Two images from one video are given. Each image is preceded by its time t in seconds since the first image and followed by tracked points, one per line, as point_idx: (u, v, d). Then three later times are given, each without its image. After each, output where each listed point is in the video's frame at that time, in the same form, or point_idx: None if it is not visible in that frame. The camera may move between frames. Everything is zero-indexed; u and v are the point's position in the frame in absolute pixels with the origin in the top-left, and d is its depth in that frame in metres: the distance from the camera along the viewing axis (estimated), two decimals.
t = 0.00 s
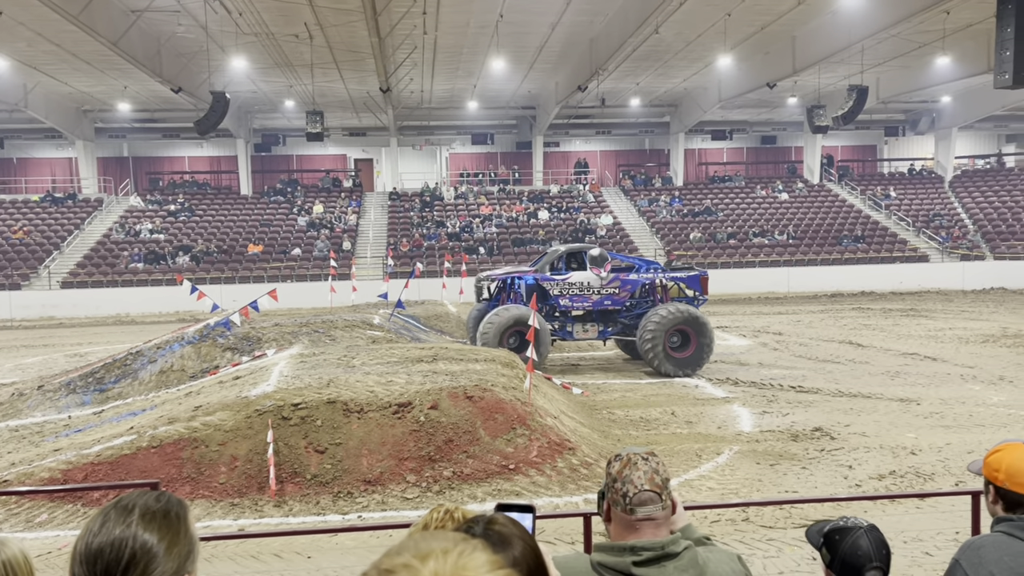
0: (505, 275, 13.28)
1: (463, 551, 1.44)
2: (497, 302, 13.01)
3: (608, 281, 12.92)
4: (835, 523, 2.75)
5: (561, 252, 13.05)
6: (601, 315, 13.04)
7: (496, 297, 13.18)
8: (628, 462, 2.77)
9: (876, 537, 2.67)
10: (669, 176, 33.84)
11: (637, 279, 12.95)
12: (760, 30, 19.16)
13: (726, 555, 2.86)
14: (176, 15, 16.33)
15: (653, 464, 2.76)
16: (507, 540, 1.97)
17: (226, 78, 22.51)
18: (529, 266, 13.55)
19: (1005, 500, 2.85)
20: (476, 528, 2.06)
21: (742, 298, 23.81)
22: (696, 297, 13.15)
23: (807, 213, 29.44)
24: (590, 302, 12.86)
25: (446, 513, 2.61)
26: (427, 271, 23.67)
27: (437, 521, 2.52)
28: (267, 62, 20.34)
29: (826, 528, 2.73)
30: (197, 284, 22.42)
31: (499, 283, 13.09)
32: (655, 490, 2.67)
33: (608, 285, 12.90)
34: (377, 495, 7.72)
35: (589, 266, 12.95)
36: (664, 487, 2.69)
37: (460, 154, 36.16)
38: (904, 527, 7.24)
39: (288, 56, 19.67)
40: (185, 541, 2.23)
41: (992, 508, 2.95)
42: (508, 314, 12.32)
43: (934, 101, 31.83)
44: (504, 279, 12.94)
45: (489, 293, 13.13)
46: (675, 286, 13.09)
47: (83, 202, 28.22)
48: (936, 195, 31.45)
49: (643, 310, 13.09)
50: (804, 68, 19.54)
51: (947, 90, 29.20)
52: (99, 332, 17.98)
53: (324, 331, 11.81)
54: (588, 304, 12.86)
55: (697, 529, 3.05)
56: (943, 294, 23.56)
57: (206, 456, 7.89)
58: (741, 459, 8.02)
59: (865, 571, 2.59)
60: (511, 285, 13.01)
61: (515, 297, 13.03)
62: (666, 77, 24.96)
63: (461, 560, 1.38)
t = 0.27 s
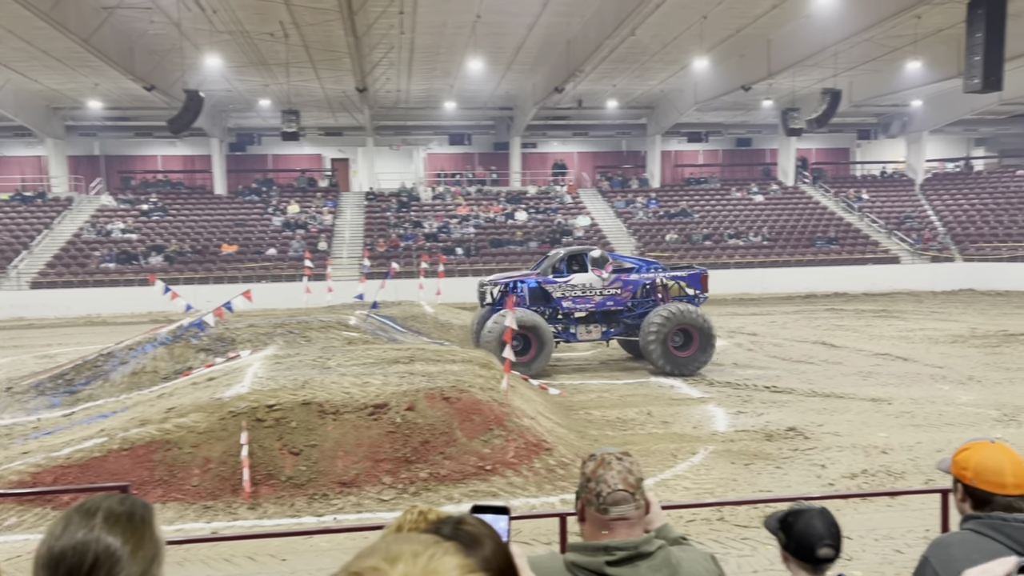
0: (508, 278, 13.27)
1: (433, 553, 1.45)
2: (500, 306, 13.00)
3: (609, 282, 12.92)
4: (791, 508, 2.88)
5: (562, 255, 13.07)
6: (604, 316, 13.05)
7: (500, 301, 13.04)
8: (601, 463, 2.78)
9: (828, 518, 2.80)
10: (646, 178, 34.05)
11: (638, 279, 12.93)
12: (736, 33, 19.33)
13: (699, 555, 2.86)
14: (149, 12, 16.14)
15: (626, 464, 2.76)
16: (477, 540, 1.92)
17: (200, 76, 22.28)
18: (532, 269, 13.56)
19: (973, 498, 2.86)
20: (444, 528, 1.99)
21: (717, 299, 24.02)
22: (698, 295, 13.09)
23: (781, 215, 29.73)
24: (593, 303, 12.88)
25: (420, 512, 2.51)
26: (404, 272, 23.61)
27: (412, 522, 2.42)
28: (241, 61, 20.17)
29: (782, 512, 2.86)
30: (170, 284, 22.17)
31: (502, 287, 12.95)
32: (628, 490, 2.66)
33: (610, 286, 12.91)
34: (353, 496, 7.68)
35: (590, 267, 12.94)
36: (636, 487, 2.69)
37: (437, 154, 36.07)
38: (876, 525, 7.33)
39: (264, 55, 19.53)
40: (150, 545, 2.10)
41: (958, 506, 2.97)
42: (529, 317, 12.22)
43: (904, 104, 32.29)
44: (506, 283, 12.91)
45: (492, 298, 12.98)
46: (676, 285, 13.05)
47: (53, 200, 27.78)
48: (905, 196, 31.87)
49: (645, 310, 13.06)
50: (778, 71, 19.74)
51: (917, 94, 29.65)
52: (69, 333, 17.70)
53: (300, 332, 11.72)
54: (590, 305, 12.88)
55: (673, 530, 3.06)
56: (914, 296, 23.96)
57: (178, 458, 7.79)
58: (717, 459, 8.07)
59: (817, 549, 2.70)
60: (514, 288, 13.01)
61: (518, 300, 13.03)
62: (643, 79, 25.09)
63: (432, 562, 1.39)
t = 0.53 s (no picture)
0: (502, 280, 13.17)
1: (389, 556, 1.40)
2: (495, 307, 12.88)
3: (604, 282, 12.95)
4: (739, 494, 2.86)
5: (556, 256, 13.03)
6: (599, 316, 13.04)
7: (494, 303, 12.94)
8: (565, 461, 2.73)
9: (775, 504, 2.79)
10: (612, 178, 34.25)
11: (632, 279, 13.00)
12: (702, 35, 19.48)
13: (662, 554, 2.85)
14: (109, 7, 15.85)
15: (590, 462, 2.72)
16: (429, 538, 1.85)
17: (162, 73, 21.96)
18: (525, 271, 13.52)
19: (930, 493, 2.91)
20: (393, 529, 1.93)
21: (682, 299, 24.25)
22: (691, 294, 13.22)
23: (746, 215, 30.03)
24: (588, 303, 12.87)
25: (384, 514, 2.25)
26: (370, 271, 23.50)
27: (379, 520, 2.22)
28: (205, 58, 19.92)
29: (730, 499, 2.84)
30: (132, 284, 21.83)
31: (497, 288, 12.85)
32: (591, 488, 2.63)
33: (605, 286, 12.93)
34: (318, 498, 7.61)
35: (585, 268, 12.97)
36: (599, 484, 2.65)
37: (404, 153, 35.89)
38: (837, 521, 7.43)
39: (227, 52, 19.30)
40: (107, 550, 1.82)
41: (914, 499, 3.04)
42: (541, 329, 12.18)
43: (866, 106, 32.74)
44: (502, 284, 12.81)
45: (488, 299, 12.83)
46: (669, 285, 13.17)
47: (10, 198, 27.19)
48: (867, 198, 32.33)
49: (639, 310, 13.12)
50: (743, 72, 19.92)
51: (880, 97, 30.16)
52: (26, 334, 17.32)
53: (264, 332, 11.59)
54: (586, 305, 12.87)
55: (640, 528, 3.04)
56: (875, 295, 24.42)
57: (139, 461, 7.65)
58: (682, 457, 8.13)
59: (766, 534, 2.68)
60: (509, 289, 12.91)
61: (513, 301, 12.93)
62: (610, 80, 25.21)
63: (386, 564, 1.35)
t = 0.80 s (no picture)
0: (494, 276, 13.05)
1: (347, 554, 1.41)
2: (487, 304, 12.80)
3: (596, 280, 12.93)
4: (707, 506, 2.84)
5: (549, 254, 12.94)
6: (591, 313, 13.05)
7: (486, 299, 12.89)
8: (527, 459, 2.63)
9: (742, 516, 2.79)
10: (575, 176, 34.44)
11: (624, 278, 13.01)
12: (664, 34, 19.66)
13: (624, 550, 2.82)
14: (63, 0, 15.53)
15: (553, 459, 2.63)
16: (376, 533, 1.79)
17: (118, 68, 21.59)
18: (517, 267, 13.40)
19: (885, 487, 2.94)
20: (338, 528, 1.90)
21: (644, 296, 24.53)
22: (680, 292, 13.31)
23: (707, 213, 30.33)
24: (580, 301, 12.86)
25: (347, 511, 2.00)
26: (333, 269, 23.38)
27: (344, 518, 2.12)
28: (163, 52, 19.64)
29: (698, 512, 2.82)
30: (88, 282, 21.45)
31: (490, 286, 12.82)
32: (553, 486, 2.55)
33: (597, 284, 12.92)
34: (280, 498, 7.53)
35: (577, 266, 12.92)
36: (562, 482, 2.57)
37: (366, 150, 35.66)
38: (797, 514, 7.54)
39: (186, 47, 19.06)
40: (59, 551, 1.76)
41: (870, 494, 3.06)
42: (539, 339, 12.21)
43: (824, 107, 33.30)
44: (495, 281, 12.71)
45: (480, 296, 12.81)
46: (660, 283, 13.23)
47: None
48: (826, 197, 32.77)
49: (630, 308, 13.18)
50: (705, 72, 20.12)
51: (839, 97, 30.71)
52: None
53: (224, 331, 11.45)
54: (578, 302, 12.85)
55: (603, 526, 2.98)
56: (832, 292, 24.98)
57: (96, 462, 7.51)
58: (645, 453, 8.19)
59: (736, 548, 2.70)
60: (502, 286, 12.81)
61: (505, 298, 12.84)
62: (574, 79, 25.32)
63: (342, 562, 1.36)
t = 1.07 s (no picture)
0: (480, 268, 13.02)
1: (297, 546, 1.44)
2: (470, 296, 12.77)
3: (580, 275, 12.95)
4: (673, 501, 2.84)
5: (535, 248, 12.97)
6: (573, 309, 13.06)
7: (470, 292, 12.88)
8: (488, 454, 2.58)
9: (709, 511, 2.79)
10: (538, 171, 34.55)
11: (607, 274, 13.06)
12: (625, 31, 19.75)
13: (584, 543, 2.77)
14: None
15: (514, 454, 2.59)
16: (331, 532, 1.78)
17: (69, 59, 21.10)
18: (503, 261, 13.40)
19: (838, 478, 3.02)
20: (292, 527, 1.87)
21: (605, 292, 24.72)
22: (662, 291, 13.41)
23: (668, 209, 30.61)
24: (563, 296, 12.86)
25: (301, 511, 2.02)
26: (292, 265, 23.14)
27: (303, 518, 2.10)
28: (115, 43, 19.22)
29: (663, 507, 2.82)
30: (38, 278, 20.94)
31: (474, 278, 12.78)
32: (514, 480, 2.51)
33: (580, 280, 12.94)
34: (239, 497, 7.43)
35: (562, 261, 12.92)
36: (522, 477, 2.53)
37: (327, 144, 35.32)
38: (755, 506, 7.66)
39: (140, 38, 18.69)
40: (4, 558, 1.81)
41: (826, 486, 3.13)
42: (521, 346, 12.17)
43: (782, 104, 33.91)
44: (480, 273, 12.67)
45: (464, 288, 12.82)
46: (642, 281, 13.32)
47: None
48: (783, 194, 33.19)
49: (611, 304, 13.23)
50: (665, 68, 20.28)
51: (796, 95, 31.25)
52: None
53: (181, 328, 11.26)
54: (561, 297, 12.85)
55: (568, 519, 2.91)
56: (790, 287, 25.46)
57: (47, 462, 7.34)
58: (607, 448, 8.24)
59: (700, 544, 2.71)
60: (486, 279, 12.77)
61: (489, 291, 12.80)
62: (535, 74, 25.33)
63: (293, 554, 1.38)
